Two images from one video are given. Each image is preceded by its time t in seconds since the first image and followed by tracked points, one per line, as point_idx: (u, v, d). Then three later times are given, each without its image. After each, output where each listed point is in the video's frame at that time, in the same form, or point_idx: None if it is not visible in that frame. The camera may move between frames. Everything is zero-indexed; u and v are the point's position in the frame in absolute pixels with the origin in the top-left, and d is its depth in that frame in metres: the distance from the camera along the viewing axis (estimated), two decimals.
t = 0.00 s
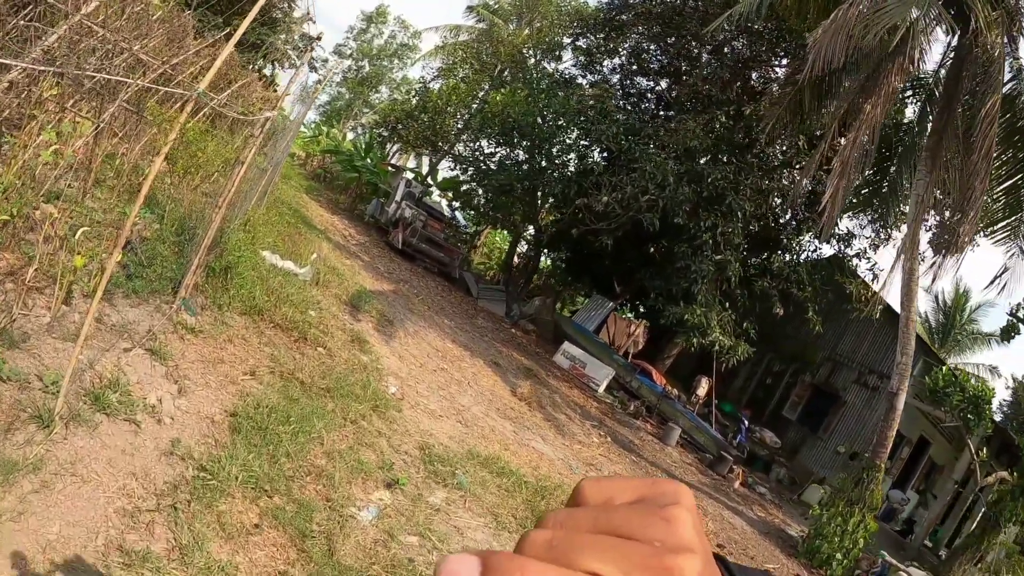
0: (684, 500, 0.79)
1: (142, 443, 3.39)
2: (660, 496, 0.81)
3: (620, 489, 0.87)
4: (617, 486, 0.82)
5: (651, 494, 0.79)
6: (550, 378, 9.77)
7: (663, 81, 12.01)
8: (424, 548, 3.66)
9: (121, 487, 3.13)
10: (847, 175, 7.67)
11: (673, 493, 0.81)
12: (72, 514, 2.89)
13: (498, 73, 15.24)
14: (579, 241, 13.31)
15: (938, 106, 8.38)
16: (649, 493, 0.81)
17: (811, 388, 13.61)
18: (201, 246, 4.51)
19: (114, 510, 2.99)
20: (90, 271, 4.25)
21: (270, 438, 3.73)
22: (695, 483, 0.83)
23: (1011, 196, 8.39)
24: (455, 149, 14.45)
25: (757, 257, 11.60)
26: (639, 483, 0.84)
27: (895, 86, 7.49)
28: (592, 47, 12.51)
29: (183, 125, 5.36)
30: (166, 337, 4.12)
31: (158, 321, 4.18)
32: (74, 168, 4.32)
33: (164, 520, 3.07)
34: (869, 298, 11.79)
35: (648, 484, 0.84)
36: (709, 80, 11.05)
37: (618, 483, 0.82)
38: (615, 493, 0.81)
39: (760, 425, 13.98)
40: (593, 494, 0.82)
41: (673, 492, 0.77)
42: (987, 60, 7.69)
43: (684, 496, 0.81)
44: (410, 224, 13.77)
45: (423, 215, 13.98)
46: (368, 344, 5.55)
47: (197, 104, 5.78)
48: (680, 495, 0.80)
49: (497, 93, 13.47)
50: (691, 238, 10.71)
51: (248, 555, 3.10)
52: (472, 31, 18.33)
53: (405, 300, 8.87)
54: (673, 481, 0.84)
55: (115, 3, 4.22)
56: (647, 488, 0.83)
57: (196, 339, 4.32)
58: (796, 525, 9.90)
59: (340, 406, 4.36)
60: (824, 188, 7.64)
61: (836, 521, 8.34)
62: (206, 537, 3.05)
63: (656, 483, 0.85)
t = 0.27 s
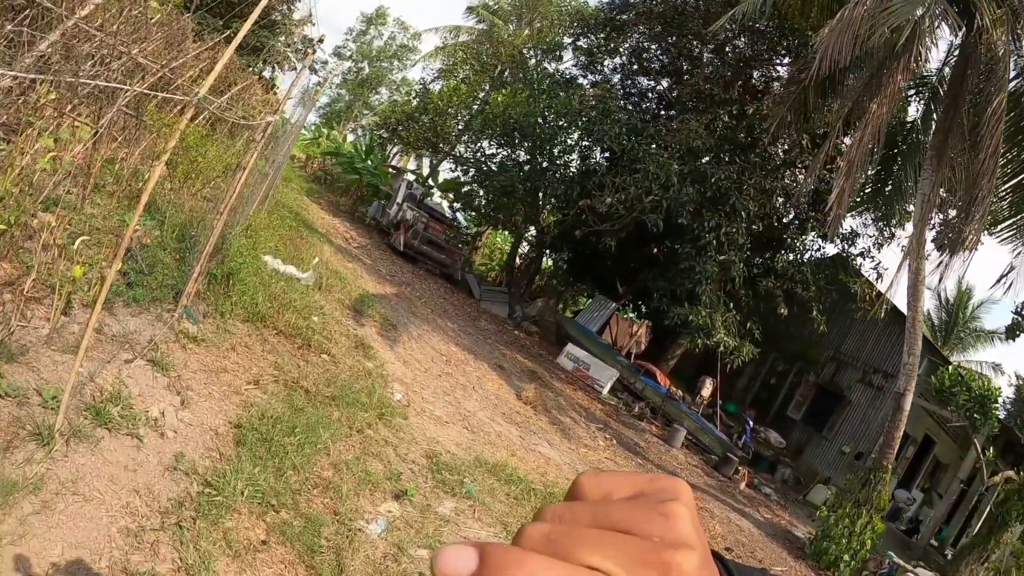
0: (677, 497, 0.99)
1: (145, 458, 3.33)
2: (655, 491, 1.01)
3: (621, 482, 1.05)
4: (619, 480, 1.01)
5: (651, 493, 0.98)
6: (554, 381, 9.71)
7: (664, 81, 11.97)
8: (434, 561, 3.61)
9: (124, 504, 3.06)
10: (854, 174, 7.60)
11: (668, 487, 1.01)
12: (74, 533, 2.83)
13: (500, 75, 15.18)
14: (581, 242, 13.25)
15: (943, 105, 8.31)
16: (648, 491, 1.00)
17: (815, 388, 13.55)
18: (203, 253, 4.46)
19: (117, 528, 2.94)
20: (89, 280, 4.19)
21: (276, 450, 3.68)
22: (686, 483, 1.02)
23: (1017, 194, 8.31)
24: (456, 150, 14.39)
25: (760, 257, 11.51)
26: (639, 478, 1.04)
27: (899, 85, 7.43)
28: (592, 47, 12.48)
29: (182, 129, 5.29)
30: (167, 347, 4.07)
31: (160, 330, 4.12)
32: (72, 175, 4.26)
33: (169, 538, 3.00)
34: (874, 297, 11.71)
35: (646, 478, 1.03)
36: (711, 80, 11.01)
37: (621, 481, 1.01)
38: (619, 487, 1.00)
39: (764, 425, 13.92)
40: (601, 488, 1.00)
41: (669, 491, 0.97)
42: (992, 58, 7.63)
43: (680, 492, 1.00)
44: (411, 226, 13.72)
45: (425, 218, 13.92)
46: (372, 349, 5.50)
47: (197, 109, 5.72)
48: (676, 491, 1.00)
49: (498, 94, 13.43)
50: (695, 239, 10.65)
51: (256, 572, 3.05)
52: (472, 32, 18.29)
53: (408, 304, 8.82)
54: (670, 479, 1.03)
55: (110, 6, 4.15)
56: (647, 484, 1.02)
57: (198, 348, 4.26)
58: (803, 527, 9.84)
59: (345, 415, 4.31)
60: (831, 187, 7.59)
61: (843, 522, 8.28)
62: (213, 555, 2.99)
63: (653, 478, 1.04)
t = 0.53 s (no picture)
0: (687, 501, 0.88)
1: (147, 465, 3.29)
2: (662, 495, 0.90)
3: (625, 487, 0.94)
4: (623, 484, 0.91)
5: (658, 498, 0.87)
6: (558, 380, 9.67)
7: (664, 78, 11.93)
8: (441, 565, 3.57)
9: (126, 514, 3.02)
10: (858, 168, 7.56)
11: (676, 493, 0.90)
12: (75, 544, 2.79)
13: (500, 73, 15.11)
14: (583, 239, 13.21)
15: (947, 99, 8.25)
16: (654, 495, 0.89)
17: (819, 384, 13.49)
18: (204, 255, 4.42)
19: (119, 538, 2.90)
20: (88, 284, 4.15)
21: (280, 456, 3.65)
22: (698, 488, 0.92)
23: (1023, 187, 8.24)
24: (457, 149, 14.34)
25: (764, 253, 11.54)
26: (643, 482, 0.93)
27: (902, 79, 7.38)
28: (592, 44, 12.43)
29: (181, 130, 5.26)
30: (169, 351, 4.03)
31: (161, 334, 4.08)
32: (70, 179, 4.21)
33: (173, 548, 2.97)
34: (878, 293, 11.66)
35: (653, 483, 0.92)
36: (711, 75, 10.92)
37: (624, 486, 0.90)
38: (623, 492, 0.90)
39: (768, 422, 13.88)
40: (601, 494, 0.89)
41: (679, 497, 0.85)
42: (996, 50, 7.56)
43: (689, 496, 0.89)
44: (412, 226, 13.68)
45: (426, 217, 13.88)
46: (375, 351, 5.46)
47: (196, 110, 5.67)
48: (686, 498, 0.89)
49: (498, 92, 13.37)
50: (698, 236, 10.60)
51: None
52: (471, 31, 18.23)
53: (410, 304, 8.77)
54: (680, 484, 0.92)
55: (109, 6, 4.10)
56: (652, 490, 0.91)
57: (200, 352, 4.22)
58: (809, 524, 9.79)
59: (350, 418, 4.27)
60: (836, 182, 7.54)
61: (850, 519, 8.23)
62: (219, 565, 2.95)
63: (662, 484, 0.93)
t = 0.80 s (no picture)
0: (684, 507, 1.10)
1: (152, 478, 3.26)
2: (658, 502, 1.11)
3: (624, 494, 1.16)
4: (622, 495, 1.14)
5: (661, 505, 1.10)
6: (564, 383, 9.63)
7: (665, 78, 11.89)
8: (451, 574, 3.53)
9: (132, 529, 2.99)
10: (864, 167, 7.51)
11: (672, 499, 1.12)
12: (80, 560, 2.75)
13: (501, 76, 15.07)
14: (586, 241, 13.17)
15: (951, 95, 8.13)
16: (655, 500, 1.11)
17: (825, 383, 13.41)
18: (207, 263, 4.39)
19: (124, 553, 2.86)
20: (91, 294, 4.13)
21: (288, 466, 3.61)
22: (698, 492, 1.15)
23: None
24: (459, 152, 14.31)
25: (769, 253, 11.50)
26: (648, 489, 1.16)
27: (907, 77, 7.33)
28: (593, 45, 12.40)
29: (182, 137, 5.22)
30: (173, 361, 4.00)
31: (165, 344, 4.05)
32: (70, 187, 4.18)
33: (179, 563, 2.93)
34: (884, 291, 11.59)
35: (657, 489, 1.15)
36: (711, 75, 10.88)
37: (625, 494, 1.12)
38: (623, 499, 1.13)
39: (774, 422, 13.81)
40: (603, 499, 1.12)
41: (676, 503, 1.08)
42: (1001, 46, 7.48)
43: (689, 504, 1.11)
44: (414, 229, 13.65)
45: (429, 221, 13.86)
46: (380, 357, 5.43)
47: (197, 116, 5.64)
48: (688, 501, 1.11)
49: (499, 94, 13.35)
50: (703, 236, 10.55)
51: None
52: (471, 34, 18.21)
53: (414, 308, 8.74)
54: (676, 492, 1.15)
55: (106, 11, 4.07)
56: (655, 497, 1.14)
57: (204, 361, 4.19)
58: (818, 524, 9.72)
59: (357, 426, 4.23)
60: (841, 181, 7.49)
61: (859, 519, 8.17)
62: None
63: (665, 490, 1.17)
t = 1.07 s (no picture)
0: (684, 506, 1.38)
1: (155, 492, 3.20)
2: (664, 500, 1.40)
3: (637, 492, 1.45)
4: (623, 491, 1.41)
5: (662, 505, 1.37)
6: (569, 388, 9.56)
7: (668, 81, 11.85)
8: None
9: (135, 546, 2.92)
10: (872, 169, 7.46)
11: (675, 498, 1.41)
12: None
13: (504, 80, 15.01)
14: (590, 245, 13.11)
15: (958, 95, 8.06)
16: (660, 501, 1.39)
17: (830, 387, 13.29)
18: (210, 270, 4.33)
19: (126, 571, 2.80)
20: (92, 301, 4.07)
21: (295, 479, 3.55)
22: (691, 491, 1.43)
23: None
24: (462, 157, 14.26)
25: (774, 256, 11.44)
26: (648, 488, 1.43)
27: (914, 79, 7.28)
28: (596, 49, 12.36)
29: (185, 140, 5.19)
30: (176, 370, 3.95)
31: (167, 352, 4.00)
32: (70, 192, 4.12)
33: None
34: (890, 295, 11.50)
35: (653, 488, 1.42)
36: (715, 78, 10.83)
37: (634, 495, 1.40)
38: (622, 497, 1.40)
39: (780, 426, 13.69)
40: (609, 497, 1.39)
41: (680, 505, 1.36)
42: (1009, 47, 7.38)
43: (686, 503, 1.40)
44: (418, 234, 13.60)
45: (432, 225, 13.81)
46: (385, 363, 5.36)
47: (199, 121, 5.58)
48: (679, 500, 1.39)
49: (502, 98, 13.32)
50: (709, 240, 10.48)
51: None
52: (474, 37, 18.16)
53: (418, 313, 8.67)
54: (675, 491, 1.43)
55: (108, 12, 4.04)
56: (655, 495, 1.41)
57: (209, 370, 4.14)
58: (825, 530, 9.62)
59: (363, 435, 4.17)
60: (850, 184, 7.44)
61: (868, 524, 8.07)
62: None
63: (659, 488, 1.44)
